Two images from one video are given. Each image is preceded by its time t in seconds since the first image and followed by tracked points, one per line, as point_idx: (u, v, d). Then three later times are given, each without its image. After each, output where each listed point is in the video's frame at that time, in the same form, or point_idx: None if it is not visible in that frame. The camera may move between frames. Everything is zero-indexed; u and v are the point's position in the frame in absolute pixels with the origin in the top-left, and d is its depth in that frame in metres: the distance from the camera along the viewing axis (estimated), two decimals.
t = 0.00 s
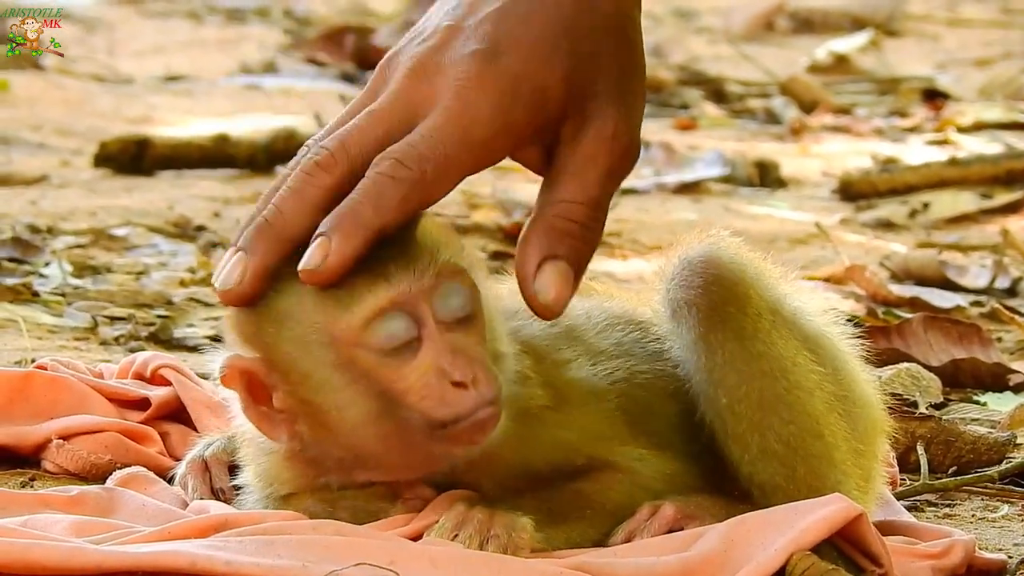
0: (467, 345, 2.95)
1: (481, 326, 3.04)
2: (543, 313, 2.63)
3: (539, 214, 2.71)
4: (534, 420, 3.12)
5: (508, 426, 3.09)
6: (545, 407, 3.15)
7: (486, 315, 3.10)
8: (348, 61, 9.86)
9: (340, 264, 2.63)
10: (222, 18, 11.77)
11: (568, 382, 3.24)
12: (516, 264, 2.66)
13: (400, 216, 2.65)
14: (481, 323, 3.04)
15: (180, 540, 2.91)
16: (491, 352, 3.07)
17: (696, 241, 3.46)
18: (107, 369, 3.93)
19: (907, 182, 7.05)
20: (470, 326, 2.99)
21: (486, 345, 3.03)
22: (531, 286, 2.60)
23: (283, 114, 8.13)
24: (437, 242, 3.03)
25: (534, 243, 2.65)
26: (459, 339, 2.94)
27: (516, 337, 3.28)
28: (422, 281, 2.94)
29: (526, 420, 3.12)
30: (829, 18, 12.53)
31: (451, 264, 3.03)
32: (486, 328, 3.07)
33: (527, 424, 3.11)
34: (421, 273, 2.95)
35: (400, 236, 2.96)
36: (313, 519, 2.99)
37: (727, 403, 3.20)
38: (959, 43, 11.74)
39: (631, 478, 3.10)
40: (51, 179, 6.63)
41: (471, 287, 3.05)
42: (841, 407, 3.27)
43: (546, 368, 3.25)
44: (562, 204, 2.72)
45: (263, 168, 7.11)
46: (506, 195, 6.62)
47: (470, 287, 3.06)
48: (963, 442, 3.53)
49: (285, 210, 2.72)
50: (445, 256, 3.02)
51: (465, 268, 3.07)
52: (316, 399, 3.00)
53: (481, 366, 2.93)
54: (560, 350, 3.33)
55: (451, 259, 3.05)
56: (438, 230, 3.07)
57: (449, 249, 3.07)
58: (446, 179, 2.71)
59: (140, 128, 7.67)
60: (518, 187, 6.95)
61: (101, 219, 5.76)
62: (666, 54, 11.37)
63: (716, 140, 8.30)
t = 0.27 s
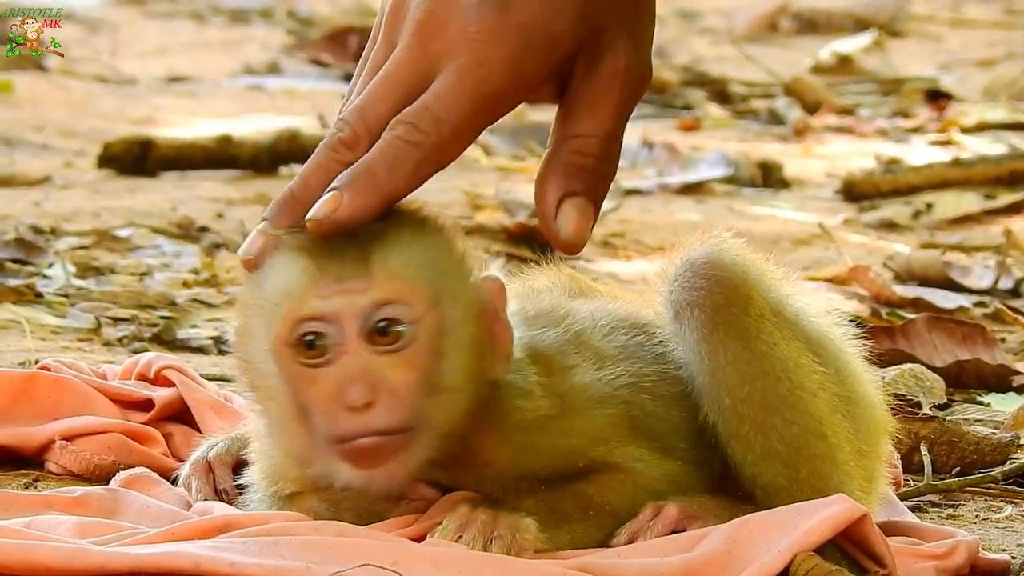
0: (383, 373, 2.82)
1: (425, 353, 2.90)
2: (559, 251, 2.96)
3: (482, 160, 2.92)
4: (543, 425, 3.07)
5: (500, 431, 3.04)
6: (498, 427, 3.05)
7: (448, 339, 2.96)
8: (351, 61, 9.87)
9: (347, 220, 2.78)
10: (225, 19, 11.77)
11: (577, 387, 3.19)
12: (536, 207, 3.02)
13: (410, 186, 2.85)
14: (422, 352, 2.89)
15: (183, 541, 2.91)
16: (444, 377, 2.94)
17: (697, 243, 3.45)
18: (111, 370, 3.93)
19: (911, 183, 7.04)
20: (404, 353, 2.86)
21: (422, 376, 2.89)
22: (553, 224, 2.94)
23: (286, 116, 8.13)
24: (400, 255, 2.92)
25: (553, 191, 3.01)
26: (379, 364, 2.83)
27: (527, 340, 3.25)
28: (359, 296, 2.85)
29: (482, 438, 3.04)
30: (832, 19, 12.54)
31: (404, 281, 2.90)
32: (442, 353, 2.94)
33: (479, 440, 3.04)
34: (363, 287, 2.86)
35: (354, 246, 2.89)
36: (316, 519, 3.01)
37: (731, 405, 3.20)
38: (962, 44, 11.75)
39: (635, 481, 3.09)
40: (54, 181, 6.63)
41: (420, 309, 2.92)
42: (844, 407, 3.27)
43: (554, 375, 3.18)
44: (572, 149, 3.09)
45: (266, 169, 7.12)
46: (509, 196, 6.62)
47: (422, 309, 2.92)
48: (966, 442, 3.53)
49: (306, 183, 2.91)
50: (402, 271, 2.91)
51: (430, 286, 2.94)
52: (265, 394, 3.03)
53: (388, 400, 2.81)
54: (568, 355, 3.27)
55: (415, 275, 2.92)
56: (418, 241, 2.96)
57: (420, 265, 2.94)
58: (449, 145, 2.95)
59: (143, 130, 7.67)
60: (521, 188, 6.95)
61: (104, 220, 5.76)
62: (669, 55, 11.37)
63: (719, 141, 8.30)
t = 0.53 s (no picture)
0: (292, 380, 2.85)
1: (351, 372, 2.91)
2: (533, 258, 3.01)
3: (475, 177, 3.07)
4: (540, 427, 3.10)
5: (486, 434, 3.07)
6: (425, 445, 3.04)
7: (387, 365, 2.96)
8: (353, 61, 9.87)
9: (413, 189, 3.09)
10: (227, 19, 11.77)
11: (579, 389, 3.19)
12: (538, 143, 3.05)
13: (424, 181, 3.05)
14: (346, 375, 2.90)
15: (187, 541, 2.92)
16: (370, 401, 2.93)
17: (700, 243, 3.45)
18: (114, 370, 3.94)
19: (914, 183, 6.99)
20: (326, 369, 2.88)
21: (340, 398, 2.89)
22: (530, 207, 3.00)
23: (288, 116, 8.13)
24: (360, 275, 2.95)
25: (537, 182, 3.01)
26: (295, 375, 2.85)
27: (528, 344, 3.26)
28: (301, 303, 2.91)
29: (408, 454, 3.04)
30: (835, 19, 12.54)
31: (349, 302, 2.93)
32: (372, 378, 2.93)
33: (414, 455, 3.04)
34: (307, 296, 2.91)
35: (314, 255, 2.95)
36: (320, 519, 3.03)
37: (732, 403, 3.20)
38: (965, 45, 11.75)
39: (637, 481, 3.09)
40: (57, 182, 6.63)
41: (357, 331, 2.93)
42: (847, 407, 3.27)
43: (555, 378, 3.20)
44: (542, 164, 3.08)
45: (270, 169, 7.12)
46: (512, 197, 6.63)
47: (361, 332, 2.93)
48: (970, 443, 3.54)
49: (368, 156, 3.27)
50: (352, 291, 2.93)
51: (381, 310, 2.95)
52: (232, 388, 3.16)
53: (292, 409, 2.82)
54: (572, 355, 3.28)
55: (370, 301, 2.95)
56: (386, 265, 2.99)
57: (382, 291, 2.96)
58: (458, 98, 3.19)
59: (146, 130, 7.67)
60: (525, 189, 6.95)
61: (107, 220, 5.76)
62: (672, 55, 11.37)
63: (722, 142, 8.30)
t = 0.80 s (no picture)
0: (255, 384, 2.87)
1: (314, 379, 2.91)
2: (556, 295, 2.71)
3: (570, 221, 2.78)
4: (540, 430, 3.08)
5: (486, 435, 3.06)
6: (406, 446, 3.04)
7: (353, 372, 2.94)
8: (354, 61, 9.89)
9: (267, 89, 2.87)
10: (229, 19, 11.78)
11: (580, 390, 3.17)
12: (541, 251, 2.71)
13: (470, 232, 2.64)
14: (312, 382, 2.90)
15: (189, 541, 2.91)
16: (336, 406, 2.93)
17: (700, 245, 3.44)
18: (116, 370, 3.94)
19: (916, 183, 7.00)
20: (291, 373, 2.88)
21: (306, 404, 2.90)
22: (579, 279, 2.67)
23: (290, 117, 8.13)
24: (330, 283, 2.93)
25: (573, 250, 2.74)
26: (261, 378, 2.87)
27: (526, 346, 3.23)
28: (270, 309, 2.90)
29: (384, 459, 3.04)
30: (837, 19, 12.54)
31: (316, 311, 2.90)
32: (338, 384, 2.93)
33: (406, 455, 3.05)
34: (277, 303, 2.90)
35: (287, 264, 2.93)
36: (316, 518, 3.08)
37: (735, 404, 3.20)
38: (967, 45, 11.75)
39: (639, 481, 3.09)
40: (60, 182, 6.63)
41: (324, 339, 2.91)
42: (848, 408, 3.27)
43: (556, 381, 3.17)
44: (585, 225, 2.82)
45: (272, 169, 7.12)
46: (514, 196, 6.63)
47: (327, 340, 2.91)
48: (972, 443, 3.54)
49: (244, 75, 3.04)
50: (319, 300, 2.91)
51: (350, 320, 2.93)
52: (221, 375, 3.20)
53: (257, 410, 2.86)
54: (573, 356, 3.26)
55: (338, 311, 2.92)
56: (358, 275, 2.95)
57: (353, 301, 2.94)
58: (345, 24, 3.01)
59: (148, 131, 7.67)
60: (527, 189, 6.95)
61: (109, 220, 5.76)
62: (674, 56, 11.37)
63: (724, 142, 8.30)
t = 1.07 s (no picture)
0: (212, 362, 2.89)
1: (251, 367, 2.85)
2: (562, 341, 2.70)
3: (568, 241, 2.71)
4: (535, 432, 3.07)
5: (485, 435, 3.05)
6: (378, 431, 3.00)
7: (284, 363, 2.85)
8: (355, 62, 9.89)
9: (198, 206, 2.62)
10: (229, 20, 11.79)
11: (581, 391, 3.18)
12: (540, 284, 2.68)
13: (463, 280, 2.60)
14: (251, 367, 2.85)
15: (190, 543, 2.91)
16: (270, 397, 2.87)
17: (701, 246, 3.44)
18: (117, 372, 3.94)
19: (916, 184, 7.01)
20: (234, 358, 2.85)
21: (248, 388, 2.87)
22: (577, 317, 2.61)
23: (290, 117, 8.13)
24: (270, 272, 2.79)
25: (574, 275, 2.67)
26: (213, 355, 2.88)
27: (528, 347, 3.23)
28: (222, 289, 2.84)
29: (357, 445, 3.01)
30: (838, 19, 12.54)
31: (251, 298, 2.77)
32: (274, 374, 2.85)
33: (401, 453, 3.03)
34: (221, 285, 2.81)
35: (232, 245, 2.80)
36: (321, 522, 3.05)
37: (733, 404, 3.20)
38: (967, 45, 11.76)
39: (638, 481, 3.09)
40: (60, 183, 6.63)
41: (257, 328, 2.81)
42: (848, 409, 3.27)
43: (555, 381, 3.16)
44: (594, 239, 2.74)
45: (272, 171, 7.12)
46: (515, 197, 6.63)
47: (262, 329, 2.82)
48: (973, 444, 3.54)
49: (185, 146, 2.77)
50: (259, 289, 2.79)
51: (284, 312, 2.80)
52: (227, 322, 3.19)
53: (202, 384, 2.89)
54: (573, 357, 3.26)
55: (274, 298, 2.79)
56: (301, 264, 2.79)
57: (287, 294, 2.79)
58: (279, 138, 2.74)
59: (149, 132, 7.67)
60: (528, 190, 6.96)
61: (110, 221, 5.76)
62: (675, 56, 11.37)
63: (725, 143, 8.31)
